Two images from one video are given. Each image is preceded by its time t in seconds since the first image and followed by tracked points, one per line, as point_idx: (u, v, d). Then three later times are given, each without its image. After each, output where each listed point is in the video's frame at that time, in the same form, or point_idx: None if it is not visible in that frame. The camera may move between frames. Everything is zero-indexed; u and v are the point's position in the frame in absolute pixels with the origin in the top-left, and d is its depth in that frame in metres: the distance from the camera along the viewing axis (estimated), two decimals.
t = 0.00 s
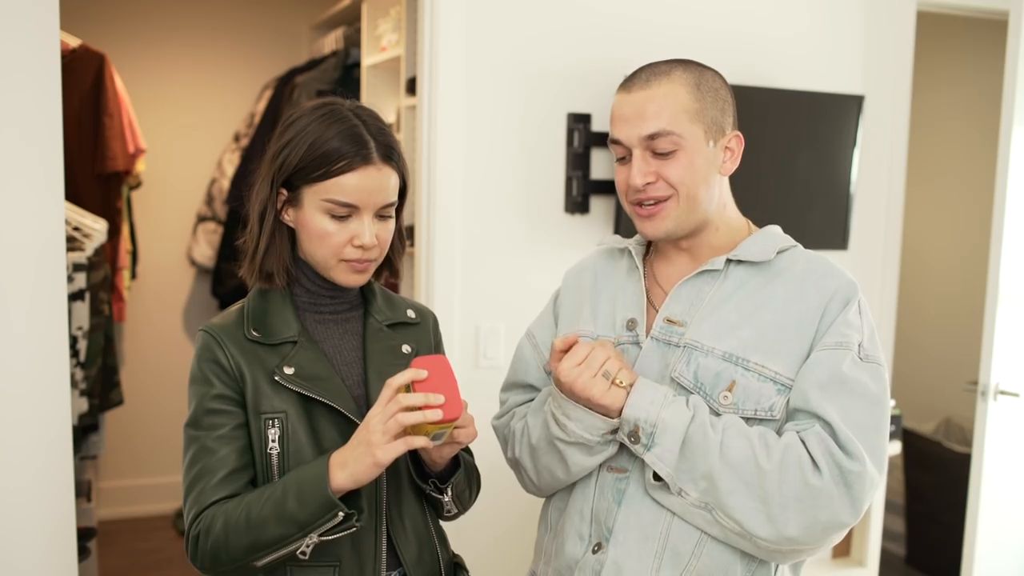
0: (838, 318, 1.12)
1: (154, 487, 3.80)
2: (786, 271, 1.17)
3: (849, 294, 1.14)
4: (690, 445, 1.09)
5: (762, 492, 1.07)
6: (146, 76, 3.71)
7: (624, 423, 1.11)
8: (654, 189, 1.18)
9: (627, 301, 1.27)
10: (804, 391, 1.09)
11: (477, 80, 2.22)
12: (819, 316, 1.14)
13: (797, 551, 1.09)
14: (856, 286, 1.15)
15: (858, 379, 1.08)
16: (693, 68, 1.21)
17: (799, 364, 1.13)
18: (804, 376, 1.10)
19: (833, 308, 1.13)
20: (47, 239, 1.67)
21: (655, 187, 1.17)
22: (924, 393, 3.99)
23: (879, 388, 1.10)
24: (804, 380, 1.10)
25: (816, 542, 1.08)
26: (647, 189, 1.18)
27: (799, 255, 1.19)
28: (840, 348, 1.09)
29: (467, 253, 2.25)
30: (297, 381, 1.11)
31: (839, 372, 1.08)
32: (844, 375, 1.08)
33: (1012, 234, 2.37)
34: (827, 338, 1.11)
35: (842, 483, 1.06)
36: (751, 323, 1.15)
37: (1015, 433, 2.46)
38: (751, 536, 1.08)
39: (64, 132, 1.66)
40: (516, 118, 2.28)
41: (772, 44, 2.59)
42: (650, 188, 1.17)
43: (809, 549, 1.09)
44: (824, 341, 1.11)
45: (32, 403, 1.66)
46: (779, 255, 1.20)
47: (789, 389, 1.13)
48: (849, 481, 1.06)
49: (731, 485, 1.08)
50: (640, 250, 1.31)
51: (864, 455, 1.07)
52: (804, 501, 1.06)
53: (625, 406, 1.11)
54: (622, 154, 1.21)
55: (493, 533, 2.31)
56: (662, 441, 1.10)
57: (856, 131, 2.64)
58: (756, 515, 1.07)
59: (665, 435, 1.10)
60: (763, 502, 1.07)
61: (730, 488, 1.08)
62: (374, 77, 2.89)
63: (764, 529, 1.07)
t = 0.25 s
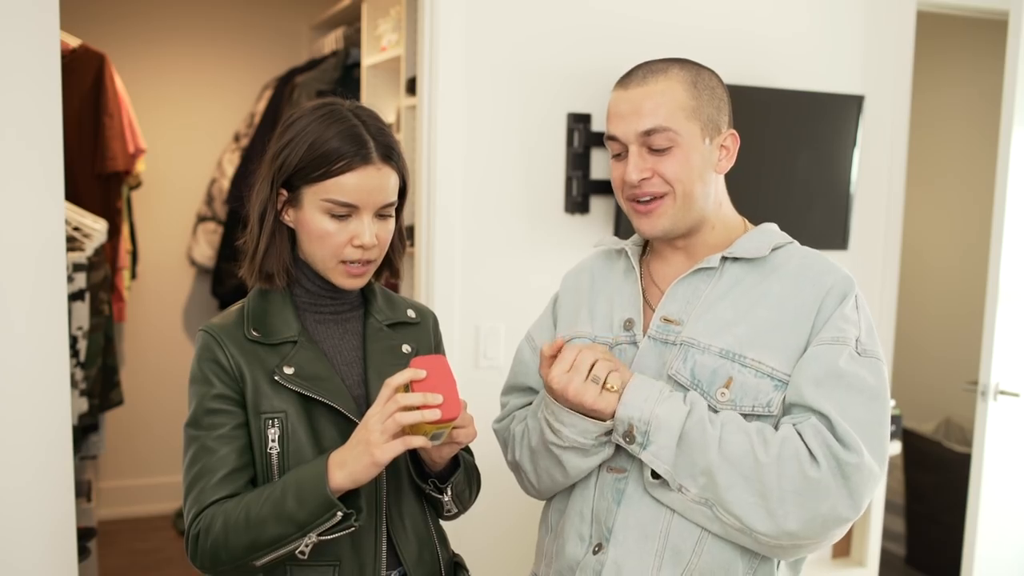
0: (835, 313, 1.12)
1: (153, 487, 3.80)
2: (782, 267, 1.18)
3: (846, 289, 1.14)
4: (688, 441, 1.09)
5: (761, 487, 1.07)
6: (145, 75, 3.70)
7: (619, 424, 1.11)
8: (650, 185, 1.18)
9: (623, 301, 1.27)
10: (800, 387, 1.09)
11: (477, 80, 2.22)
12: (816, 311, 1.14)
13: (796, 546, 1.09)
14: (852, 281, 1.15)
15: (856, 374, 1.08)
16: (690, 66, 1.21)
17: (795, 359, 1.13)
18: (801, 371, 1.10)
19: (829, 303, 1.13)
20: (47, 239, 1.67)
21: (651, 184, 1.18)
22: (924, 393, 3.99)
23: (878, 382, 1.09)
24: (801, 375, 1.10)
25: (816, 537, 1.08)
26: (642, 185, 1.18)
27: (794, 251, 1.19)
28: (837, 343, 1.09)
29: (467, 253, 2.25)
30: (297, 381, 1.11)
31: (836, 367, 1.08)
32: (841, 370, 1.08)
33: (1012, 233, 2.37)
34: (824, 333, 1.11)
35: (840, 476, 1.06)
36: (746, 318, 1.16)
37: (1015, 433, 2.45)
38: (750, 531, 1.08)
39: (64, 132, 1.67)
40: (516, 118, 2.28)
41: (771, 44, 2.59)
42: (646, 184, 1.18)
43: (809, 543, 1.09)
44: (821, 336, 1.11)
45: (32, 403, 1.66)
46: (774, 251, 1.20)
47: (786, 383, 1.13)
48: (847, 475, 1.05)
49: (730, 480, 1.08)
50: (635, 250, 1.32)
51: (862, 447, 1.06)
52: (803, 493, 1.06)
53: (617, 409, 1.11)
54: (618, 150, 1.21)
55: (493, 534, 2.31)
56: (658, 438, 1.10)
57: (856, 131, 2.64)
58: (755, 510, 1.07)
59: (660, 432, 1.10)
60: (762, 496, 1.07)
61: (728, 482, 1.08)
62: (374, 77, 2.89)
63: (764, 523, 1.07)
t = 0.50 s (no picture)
0: (837, 310, 1.12)
1: (153, 487, 3.80)
2: (782, 264, 1.18)
3: (847, 287, 1.14)
4: (698, 417, 1.09)
5: (766, 473, 1.07)
6: (145, 75, 3.70)
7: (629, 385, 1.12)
8: (644, 184, 1.17)
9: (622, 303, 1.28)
10: (800, 383, 1.09)
11: (477, 80, 2.22)
12: (816, 308, 1.14)
13: (792, 534, 1.08)
14: (854, 280, 1.15)
15: (856, 372, 1.08)
16: (686, 65, 1.21)
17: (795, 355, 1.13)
18: (802, 367, 1.10)
19: (830, 300, 1.13)
20: (47, 239, 1.67)
21: (644, 183, 1.17)
22: (924, 393, 3.99)
23: (878, 380, 1.10)
24: (801, 372, 1.10)
25: (814, 529, 1.07)
26: (636, 184, 1.18)
27: (793, 249, 1.19)
28: (838, 340, 1.09)
29: (467, 253, 2.25)
30: (296, 381, 1.11)
31: (837, 365, 1.08)
32: (842, 368, 1.08)
33: (1012, 233, 2.37)
34: (825, 330, 1.11)
35: (842, 468, 1.06)
36: (746, 314, 1.16)
37: (1015, 432, 2.45)
38: (749, 514, 1.08)
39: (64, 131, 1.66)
40: (515, 119, 2.28)
41: (771, 44, 2.58)
42: (640, 183, 1.17)
43: (805, 535, 1.09)
44: (822, 334, 1.11)
45: (32, 403, 1.66)
46: (775, 248, 1.20)
47: (786, 379, 1.13)
48: (847, 469, 1.05)
49: (736, 463, 1.07)
50: (633, 251, 1.32)
51: (863, 443, 1.06)
52: (806, 482, 1.06)
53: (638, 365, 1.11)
54: (613, 148, 1.21)
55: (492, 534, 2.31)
56: (667, 407, 1.09)
57: (855, 131, 2.64)
58: (758, 496, 1.07)
59: (672, 402, 1.09)
60: (766, 483, 1.07)
61: (733, 463, 1.07)
62: (374, 77, 2.89)
63: (763, 505, 1.07)
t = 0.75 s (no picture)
0: (831, 309, 1.13)
1: (153, 487, 3.80)
2: (776, 263, 1.18)
3: (842, 285, 1.14)
4: (689, 433, 1.09)
5: (763, 481, 1.07)
6: (145, 75, 3.70)
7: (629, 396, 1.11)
8: (655, 172, 1.18)
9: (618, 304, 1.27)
10: (797, 381, 1.09)
11: (477, 80, 2.22)
12: (811, 306, 1.14)
13: (790, 541, 1.09)
14: (848, 277, 1.16)
15: (852, 370, 1.08)
16: (701, 63, 1.23)
17: (791, 354, 1.13)
18: (797, 366, 1.10)
19: (825, 299, 1.13)
20: (47, 240, 1.67)
21: (656, 171, 1.18)
22: (924, 393, 3.99)
23: (873, 378, 1.10)
24: (797, 371, 1.10)
25: (813, 534, 1.08)
26: (648, 172, 1.18)
27: (788, 247, 1.20)
28: (834, 339, 1.09)
29: (467, 252, 2.25)
30: (296, 383, 1.11)
31: (833, 363, 1.08)
32: (837, 366, 1.08)
33: (1012, 233, 2.37)
34: (821, 329, 1.11)
35: (837, 472, 1.06)
36: (740, 314, 1.16)
37: (1015, 432, 2.45)
38: (746, 525, 1.08)
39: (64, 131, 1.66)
40: (515, 118, 2.28)
41: (771, 44, 2.59)
42: (651, 171, 1.18)
43: (803, 540, 1.09)
44: (818, 332, 1.11)
45: (32, 403, 1.66)
46: (769, 247, 1.20)
47: (783, 379, 1.13)
48: (844, 471, 1.06)
49: (732, 474, 1.07)
50: (627, 253, 1.31)
51: (858, 443, 1.07)
52: (803, 490, 1.06)
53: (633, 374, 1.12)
54: (627, 133, 1.21)
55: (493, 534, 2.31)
56: (652, 426, 1.10)
57: (855, 131, 2.64)
58: (755, 505, 1.07)
59: (654, 421, 1.10)
60: (764, 492, 1.07)
61: (728, 474, 1.07)
62: (374, 77, 2.89)
63: (760, 515, 1.07)
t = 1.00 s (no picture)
0: (828, 306, 1.13)
1: (154, 487, 3.80)
2: (772, 262, 1.18)
3: (838, 282, 1.14)
4: (683, 449, 1.09)
5: (758, 493, 1.07)
6: (144, 75, 3.70)
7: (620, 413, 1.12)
8: (662, 167, 1.18)
9: (616, 306, 1.27)
10: (796, 380, 1.09)
11: (477, 80, 2.22)
12: (808, 304, 1.14)
13: (791, 547, 1.09)
14: (844, 274, 1.16)
15: (849, 367, 1.08)
16: (713, 63, 1.23)
17: (789, 353, 1.13)
18: (796, 365, 1.10)
19: (823, 297, 1.13)
20: (47, 240, 1.67)
21: (663, 166, 1.18)
22: (924, 393, 3.99)
23: (871, 375, 1.10)
24: (796, 369, 1.10)
25: (813, 540, 1.08)
26: (654, 166, 1.18)
27: (784, 245, 1.20)
28: (831, 337, 1.09)
29: (467, 252, 2.25)
30: (297, 384, 1.11)
31: (830, 361, 1.08)
32: (835, 364, 1.08)
33: (1012, 233, 2.37)
34: (818, 327, 1.11)
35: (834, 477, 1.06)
36: (737, 314, 1.16)
37: (1015, 433, 2.45)
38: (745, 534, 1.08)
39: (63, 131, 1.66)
40: (515, 118, 2.28)
41: (771, 44, 2.59)
42: (658, 165, 1.18)
43: (803, 545, 1.09)
44: (815, 330, 1.11)
45: (32, 403, 1.66)
46: (764, 246, 1.20)
47: (781, 379, 1.13)
48: (842, 476, 1.06)
49: (726, 487, 1.07)
50: (625, 255, 1.30)
51: (856, 447, 1.06)
52: (800, 499, 1.06)
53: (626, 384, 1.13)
54: (635, 126, 1.21)
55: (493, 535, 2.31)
56: (645, 443, 1.11)
57: (855, 131, 2.64)
58: (752, 517, 1.07)
59: (648, 439, 1.10)
60: (759, 503, 1.07)
61: (723, 487, 1.07)
62: (374, 77, 2.89)
63: (758, 524, 1.07)
